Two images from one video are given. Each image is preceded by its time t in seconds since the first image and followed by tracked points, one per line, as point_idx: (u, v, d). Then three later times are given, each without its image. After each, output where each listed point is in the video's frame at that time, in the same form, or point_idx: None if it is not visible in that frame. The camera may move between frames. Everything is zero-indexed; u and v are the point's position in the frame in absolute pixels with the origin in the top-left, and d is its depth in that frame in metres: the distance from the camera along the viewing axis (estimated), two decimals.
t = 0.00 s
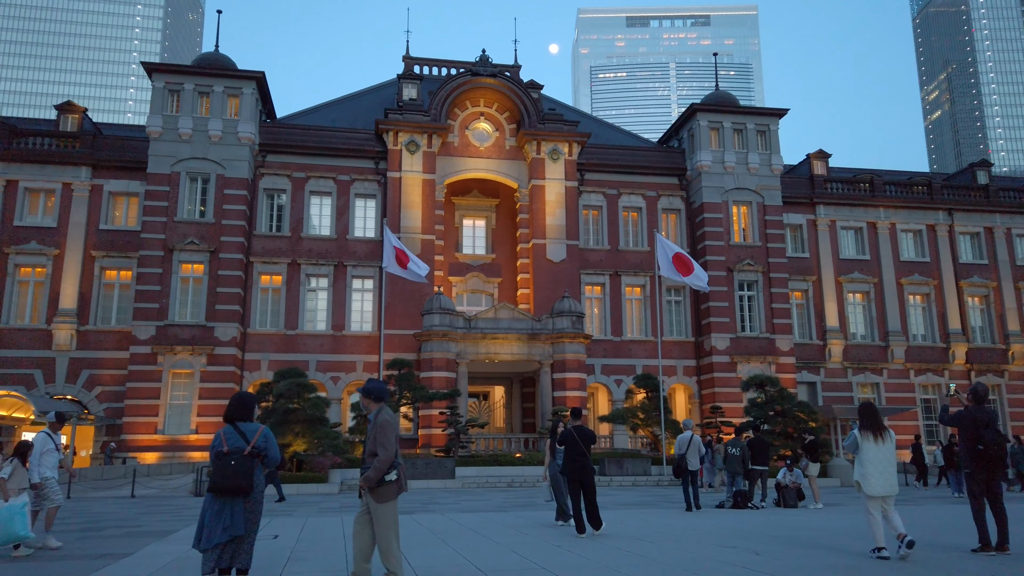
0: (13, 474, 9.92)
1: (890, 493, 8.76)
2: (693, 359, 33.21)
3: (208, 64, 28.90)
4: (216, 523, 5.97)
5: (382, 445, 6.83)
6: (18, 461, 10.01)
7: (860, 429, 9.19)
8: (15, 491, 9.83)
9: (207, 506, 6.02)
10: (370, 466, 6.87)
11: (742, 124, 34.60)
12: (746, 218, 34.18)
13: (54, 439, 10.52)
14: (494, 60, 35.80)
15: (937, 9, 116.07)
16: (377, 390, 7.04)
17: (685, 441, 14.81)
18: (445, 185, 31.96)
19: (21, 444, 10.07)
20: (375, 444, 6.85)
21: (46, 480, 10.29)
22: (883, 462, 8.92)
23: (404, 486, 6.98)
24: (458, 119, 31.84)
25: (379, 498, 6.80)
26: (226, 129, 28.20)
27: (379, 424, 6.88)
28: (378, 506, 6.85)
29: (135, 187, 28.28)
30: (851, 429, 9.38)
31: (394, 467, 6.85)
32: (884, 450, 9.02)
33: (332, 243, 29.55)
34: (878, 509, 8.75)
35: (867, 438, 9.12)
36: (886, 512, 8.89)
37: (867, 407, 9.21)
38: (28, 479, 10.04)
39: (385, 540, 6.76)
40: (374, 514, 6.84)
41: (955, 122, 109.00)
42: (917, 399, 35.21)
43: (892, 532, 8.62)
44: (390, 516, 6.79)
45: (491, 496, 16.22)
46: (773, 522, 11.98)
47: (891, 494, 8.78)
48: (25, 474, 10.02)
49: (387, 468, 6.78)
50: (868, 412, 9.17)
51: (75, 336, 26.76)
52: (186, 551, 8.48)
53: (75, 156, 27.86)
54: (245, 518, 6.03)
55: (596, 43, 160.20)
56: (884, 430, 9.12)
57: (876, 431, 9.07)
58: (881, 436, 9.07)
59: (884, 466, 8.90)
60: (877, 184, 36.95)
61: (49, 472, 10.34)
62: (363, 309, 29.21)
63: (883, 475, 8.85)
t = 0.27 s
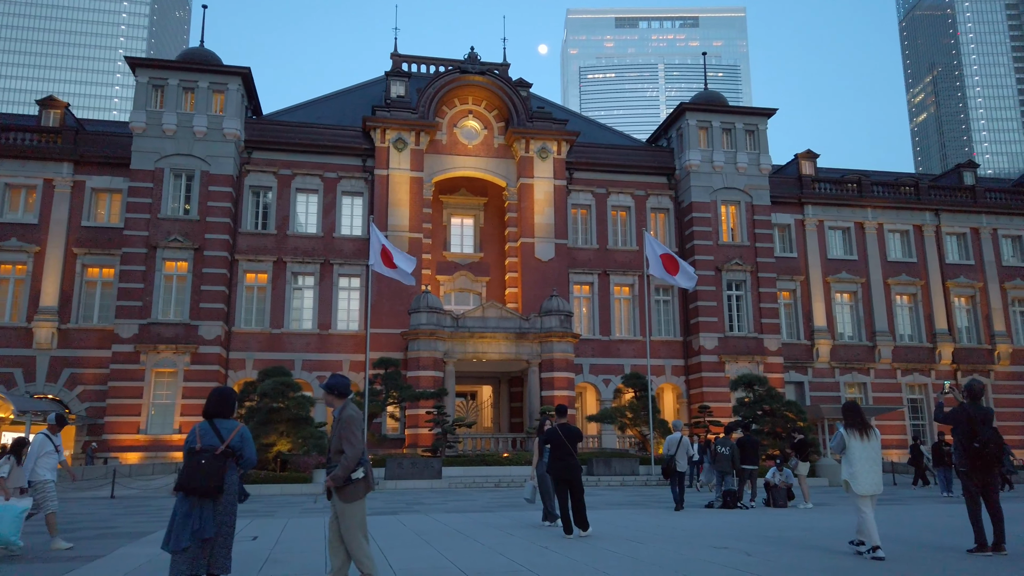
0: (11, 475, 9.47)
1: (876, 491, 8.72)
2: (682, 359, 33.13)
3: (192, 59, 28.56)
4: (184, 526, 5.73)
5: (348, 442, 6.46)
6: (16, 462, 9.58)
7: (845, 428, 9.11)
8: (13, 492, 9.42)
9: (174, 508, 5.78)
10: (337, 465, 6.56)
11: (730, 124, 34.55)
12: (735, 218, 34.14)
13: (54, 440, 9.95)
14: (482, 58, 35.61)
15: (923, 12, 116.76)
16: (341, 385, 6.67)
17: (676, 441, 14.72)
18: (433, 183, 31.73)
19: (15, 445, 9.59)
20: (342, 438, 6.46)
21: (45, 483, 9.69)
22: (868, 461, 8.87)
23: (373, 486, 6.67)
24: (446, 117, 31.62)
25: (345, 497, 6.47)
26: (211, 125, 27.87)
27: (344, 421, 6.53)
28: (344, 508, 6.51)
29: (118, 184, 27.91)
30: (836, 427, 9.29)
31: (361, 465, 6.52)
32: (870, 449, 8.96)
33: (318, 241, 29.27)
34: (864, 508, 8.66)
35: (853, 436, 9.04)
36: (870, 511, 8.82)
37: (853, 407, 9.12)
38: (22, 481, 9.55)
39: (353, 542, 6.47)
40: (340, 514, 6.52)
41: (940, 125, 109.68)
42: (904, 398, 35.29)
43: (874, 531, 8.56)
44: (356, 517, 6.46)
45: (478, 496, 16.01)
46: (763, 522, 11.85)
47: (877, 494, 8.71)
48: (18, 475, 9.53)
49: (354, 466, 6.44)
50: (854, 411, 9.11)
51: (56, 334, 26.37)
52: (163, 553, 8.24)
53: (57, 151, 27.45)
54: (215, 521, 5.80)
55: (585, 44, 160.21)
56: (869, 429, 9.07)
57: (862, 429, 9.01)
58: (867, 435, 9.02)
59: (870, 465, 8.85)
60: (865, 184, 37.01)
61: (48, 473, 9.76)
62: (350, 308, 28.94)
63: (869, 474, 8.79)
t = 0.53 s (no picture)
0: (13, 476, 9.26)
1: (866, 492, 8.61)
2: (672, 359, 33.03)
3: (179, 55, 28.23)
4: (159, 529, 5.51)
5: (320, 443, 6.23)
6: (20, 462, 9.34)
7: (834, 429, 8.99)
8: (13, 496, 9.16)
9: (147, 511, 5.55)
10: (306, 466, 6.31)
11: (721, 123, 34.48)
12: (725, 217, 34.07)
13: (54, 439, 9.81)
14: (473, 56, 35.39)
15: (912, 14, 117.33)
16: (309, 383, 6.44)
17: (668, 441, 14.61)
18: (423, 182, 31.51)
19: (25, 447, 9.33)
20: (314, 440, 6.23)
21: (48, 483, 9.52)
22: (858, 461, 8.75)
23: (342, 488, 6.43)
24: (435, 115, 31.38)
25: (312, 500, 6.22)
26: (197, 121, 27.56)
27: (314, 421, 6.30)
28: (310, 511, 6.25)
29: (103, 180, 27.56)
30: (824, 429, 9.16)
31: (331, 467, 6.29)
32: (860, 450, 8.84)
33: (307, 240, 29.00)
34: (853, 509, 8.54)
35: (842, 437, 8.91)
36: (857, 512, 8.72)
37: (842, 408, 9.00)
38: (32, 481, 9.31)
39: (314, 547, 6.19)
40: (303, 518, 6.24)
41: (929, 127, 110.25)
42: (894, 398, 35.33)
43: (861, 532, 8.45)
44: (321, 522, 6.20)
45: (467, 497, 15.81)
46: (754, 523, 11.72)
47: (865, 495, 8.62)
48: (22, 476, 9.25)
49: (325, 467, 6.20)
50: (843, 411, 9.00)
51: (39, 333, 26.00)
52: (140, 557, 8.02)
53: (40, 147, 27.08)
54: (191, 526, 5.59)
55: (575, 44, 160.16)
56: (858, 431, 8.96)
57: (852, 430, 8.90)
58: (856, 435, 8.91)
59: (859, 466, 8.73)
60: (854, 185, 37.02)
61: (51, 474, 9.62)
62: (338, 307, 28.69)
63: (859, 474, 8.68)
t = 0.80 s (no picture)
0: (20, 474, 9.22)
1: (859, 490, 8.47)
2: (667, 358, 32.88)
3: (171, 52, 27.98)
4: (137, 531, 5.30)
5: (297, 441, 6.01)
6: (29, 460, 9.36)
7: (828, 426, 8.89)
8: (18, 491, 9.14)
9: (123, 511, 5.32)
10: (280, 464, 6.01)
11: (716, 122, 34.34)
12: (720, 216, 33.94)
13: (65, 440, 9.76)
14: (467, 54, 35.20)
15: (905, 16, 117.57)
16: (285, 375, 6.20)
17: (664, 441, 14.48)
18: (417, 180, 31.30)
19: (32, 444, 9.33)
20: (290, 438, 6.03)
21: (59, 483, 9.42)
22: (851, 458, 8.60)
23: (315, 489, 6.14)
24: (429, 113, 31.18)
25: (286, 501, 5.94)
26: (189, 118, 27.31)
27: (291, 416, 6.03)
28: (282, 512, 5.94)
29: (93, 178, 27.29)
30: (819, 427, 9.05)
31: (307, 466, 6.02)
32: (854, 448, 8.70)
33: (299, 238, 28.77)
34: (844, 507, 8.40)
35: (835, 434, 8.79)
36: (849, 511, 8.57)
37: (835, 405, 8.92)
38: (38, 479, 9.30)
39: (285, 548, 5.89)
40: (275, 519, 5.96)
41: (922, 128, 110.39)
42: (889, 398, 35.24)
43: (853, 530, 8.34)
44: (294, 524, 5.91)
45: (460, 498, 15.60)
46: (752, 523, 11.55)
47: (858, 493, 8.46)
48: (27, 476, 9.27)
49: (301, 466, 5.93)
50: (837, 409, 8.90)
51: (29, 332, 25.72)
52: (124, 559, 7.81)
53: (30, 144, 26.80)
54: (171, 527, 5.41)
55: (570, 45, 160.03)
56: (853, 429, 8.84)
57: (847, 428, 8.78)
58: (850, 433, 8.78)
59: (853, 463, 8.58)
60: (850, 184, 36.92)
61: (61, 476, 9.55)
62: (331, 305, 28.47)
63: (852, 471, 8.54)
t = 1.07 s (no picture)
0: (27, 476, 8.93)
1: (849, 492, 8.29)
2: (660, 358, 32.76)
3: (161, 48, 27.70)
4: (106, 536, 5.12)
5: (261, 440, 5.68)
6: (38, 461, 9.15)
7: (818, 428, 8.72)
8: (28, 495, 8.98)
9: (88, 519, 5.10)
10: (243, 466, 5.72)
11: (710, 121, 34.24)
12: (714, 216, 33.83)
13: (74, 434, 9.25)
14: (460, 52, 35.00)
15: (897, 18, 117.95)
16: (246, 371, 5.92)
17: (660, 440, 14.38)
18: (409, 178, 31.08)
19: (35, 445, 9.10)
20: (255, 438, 5.65)
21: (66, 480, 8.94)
22: (841, 460, 8.43)
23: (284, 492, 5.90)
24: (422, 111, 30.96)
25: (254, 505, 5.65)
26: (179, 115, 27.03)
27: (256, 413, 5.74)
28: (252, 517, 5.68)
29: (81, 175, 26.99)
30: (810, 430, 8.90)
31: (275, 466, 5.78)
32: (844, 449, 8.52)
33: (290, 236, 28.52)
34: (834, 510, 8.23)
35: (825, 436, 8.63)
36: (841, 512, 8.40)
37: (826, 407, 8.78)
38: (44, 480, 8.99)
39: (256, 552, 5.64)
40: (244, 525, 5.67)
41: (914, 129, 110.76)
42: (881, 399, 35.22)
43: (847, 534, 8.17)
44: (266, 527, 5.65)
45: (452, 498, 15.40)
46: (746, 524, 11.40)
47: (849, 495, 8.28)
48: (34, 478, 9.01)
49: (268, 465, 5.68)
50: (827, 410, 8.75)
51: (15, 330, 25.41)
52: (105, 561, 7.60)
53: (18, 141, 26.50)
54: (140, 530, 5.27)
55: (563, 45, 159.88)
56: (843, 430, 8.66)
57: (836, 430, 8.61)
58: (840, 435, 8.61)
59: (842, 465, 8.41)
60: (843, 184, 36.87)
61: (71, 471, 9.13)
62: (322, 304, 28.25)
63: (842, 474, 8.37)
